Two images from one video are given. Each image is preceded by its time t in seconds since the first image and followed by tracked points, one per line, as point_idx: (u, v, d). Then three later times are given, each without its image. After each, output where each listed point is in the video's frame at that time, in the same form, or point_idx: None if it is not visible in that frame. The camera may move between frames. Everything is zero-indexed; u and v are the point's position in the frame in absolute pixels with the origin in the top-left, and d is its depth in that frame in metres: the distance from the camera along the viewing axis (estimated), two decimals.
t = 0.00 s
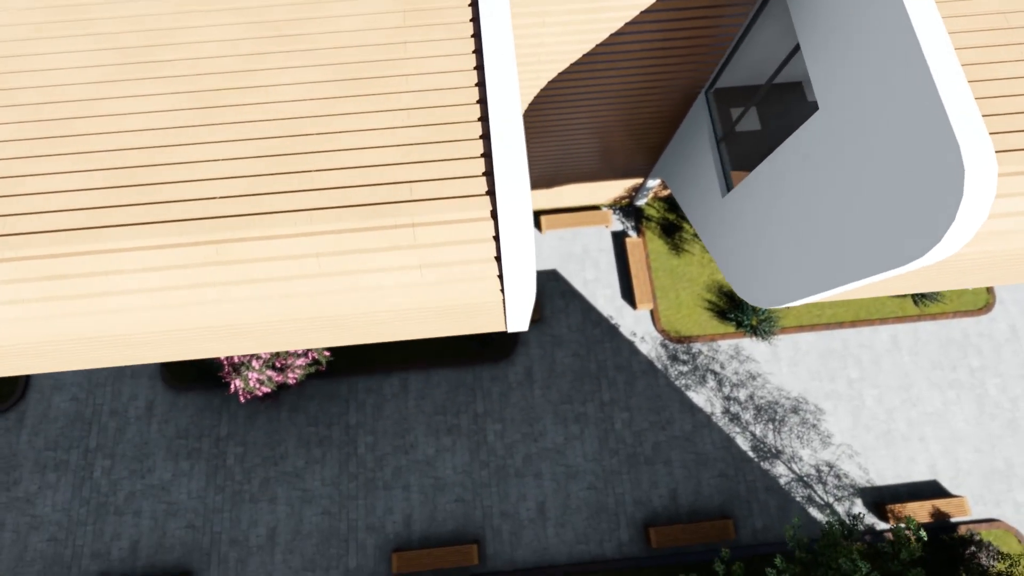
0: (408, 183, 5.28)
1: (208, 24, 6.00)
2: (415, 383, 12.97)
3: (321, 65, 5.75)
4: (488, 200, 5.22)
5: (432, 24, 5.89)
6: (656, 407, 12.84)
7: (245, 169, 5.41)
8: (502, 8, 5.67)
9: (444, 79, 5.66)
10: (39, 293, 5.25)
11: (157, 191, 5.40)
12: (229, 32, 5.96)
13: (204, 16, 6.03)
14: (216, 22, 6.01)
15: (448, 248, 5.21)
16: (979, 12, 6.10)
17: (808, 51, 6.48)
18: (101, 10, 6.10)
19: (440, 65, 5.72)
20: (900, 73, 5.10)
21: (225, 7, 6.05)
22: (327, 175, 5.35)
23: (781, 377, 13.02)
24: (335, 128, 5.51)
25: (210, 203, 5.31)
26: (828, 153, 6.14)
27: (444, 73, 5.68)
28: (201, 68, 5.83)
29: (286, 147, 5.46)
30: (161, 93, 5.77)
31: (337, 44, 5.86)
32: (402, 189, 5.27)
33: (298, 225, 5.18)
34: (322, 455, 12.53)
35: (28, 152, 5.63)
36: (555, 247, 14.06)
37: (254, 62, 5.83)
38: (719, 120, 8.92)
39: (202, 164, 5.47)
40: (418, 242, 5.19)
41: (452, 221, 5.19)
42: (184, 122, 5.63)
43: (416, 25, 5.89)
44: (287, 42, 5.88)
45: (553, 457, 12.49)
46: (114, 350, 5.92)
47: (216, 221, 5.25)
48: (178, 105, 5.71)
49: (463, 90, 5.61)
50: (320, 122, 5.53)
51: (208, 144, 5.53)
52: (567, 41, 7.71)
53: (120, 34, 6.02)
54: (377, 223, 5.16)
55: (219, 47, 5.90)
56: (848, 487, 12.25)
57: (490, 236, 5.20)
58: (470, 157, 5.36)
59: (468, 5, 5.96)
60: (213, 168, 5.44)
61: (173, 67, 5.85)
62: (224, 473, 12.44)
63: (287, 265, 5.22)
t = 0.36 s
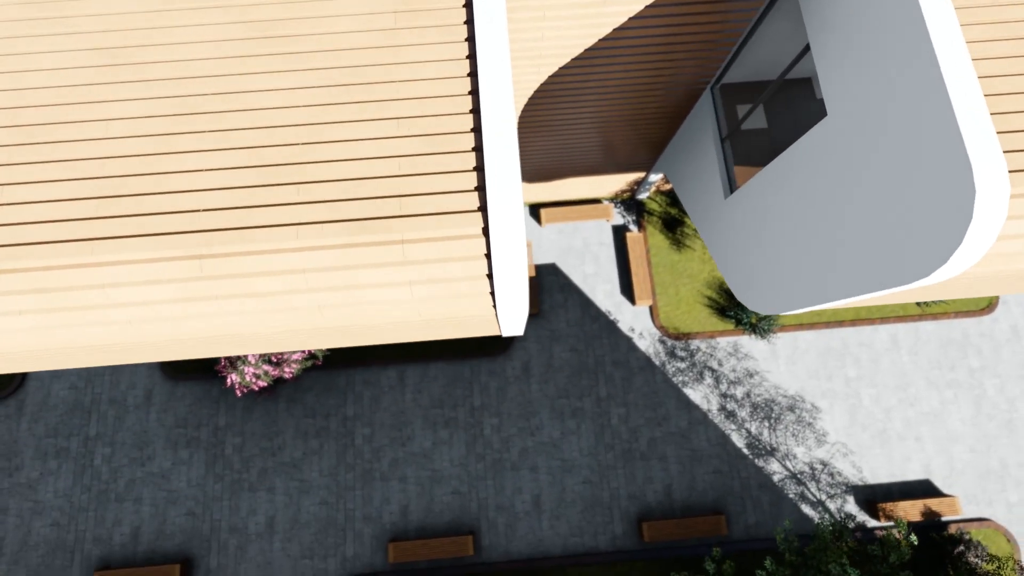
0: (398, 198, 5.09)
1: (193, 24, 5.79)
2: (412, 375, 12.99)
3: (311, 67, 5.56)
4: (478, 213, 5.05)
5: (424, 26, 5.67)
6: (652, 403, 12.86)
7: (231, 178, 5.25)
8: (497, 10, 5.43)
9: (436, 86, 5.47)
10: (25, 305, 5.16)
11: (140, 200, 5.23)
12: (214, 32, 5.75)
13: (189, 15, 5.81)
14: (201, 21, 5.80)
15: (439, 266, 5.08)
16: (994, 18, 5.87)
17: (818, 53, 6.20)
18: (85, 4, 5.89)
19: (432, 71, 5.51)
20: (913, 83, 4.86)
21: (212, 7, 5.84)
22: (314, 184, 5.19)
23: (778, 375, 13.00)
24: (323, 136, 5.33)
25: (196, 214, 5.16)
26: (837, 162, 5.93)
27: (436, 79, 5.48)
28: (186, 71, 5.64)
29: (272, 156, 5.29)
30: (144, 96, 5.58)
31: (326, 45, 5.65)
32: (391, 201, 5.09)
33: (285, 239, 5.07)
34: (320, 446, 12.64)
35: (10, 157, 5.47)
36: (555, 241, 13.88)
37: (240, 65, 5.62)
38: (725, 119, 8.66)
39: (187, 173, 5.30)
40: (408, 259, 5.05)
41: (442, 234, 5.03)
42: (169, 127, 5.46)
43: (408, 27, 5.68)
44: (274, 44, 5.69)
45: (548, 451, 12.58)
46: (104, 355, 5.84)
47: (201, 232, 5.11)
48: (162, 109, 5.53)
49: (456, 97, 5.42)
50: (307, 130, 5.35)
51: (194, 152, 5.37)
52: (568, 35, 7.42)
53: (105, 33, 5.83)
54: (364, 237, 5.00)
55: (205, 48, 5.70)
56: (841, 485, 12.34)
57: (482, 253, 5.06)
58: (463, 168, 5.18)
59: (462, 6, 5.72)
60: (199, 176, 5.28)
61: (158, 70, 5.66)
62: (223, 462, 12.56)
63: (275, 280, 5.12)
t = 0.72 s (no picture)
0: (384, 214, 4.67)
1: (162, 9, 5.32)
2: (409, 371, 13.02)
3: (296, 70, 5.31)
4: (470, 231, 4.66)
5: (414, 18, 5.24)
6: (649, 402, 12.87)
7: (199, 181, 4.83)
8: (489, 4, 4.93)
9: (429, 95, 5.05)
10: None
11: (102, 202, 4.85)
12: (185, 19, 5.30)
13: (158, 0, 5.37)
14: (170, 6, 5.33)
15: (427, 286, 4.64)
16: (1011, 27, 5.63)
17: (826, 61, 5.97)
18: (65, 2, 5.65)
19: (420, 64, 5.07)
20: (923, 101, 4.69)
21: None
22: (292, 194, 4.77)
23: (775, 376, 12.98)
24: (302, 143, 4.89)
25: (160, 219, 4.74)
26: (839, 176, 5.77)
27: (424, 73, 5.05)
28: (153, 60, 5.20)
29: (245, 159, 4.87)
30: (107, 87, 5.14)
31: (305, 46, 5.25)
32: (373, 211, 4.69)
33: (259, 251, 4.64)
34: (317, 441, 12.71)
35: None
36: (554, 238, 13.74)
37: (212, 56, 5.18)
38: (729, 120, 8.40)
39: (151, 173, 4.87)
40: (396, 279, 4.64)
41: (429, 247, 4.61)
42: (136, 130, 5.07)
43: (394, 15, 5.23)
44: (248, 32, 5.23)
45: (544, 448, 12.65)
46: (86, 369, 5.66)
47: (167, 240, 4.71)
48: (126, 103, 5.09)
49: (447, 99, 5.01)
50: (286, 135, 4.95)
51: (157, 148, 4.93)
52: (569, 34, 7.15)
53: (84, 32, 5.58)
54: (344, 251, 4.57)
55: (174, 35, 5.25)
56: (835, 485, 12.42)
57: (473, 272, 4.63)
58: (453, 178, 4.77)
59: None
60: (163, 178, 4.84)
61: (123, 59, 5.22)
62: (221, 455, 12.67)
63: (249, 300, 4.67)
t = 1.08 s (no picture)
0: (370, 231, 4.33)
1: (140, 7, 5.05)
2: (406, 370, 13.04)
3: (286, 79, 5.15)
4: (460, 253, 4.28)
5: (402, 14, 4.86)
6: (646, 404, 12.88)
7: (175, 193, 4.56)
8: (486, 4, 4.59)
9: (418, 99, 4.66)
10: None
11: (74, 216, 4.62)
12: (162, 15, 4.99)
13: None
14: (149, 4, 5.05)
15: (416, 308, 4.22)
16: None
17: (833, 72, 5.77)
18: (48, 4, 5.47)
19: (409, 67, 4.72)
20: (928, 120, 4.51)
21: None
22: (269, 210, 4.42)
23: (773, 379, 12.97)
24: (282, 153, 4.59)
25: (133, 233, 4.50)
26: (838, 192, 5.61)
27: (414, 74, 4.69)
28: (129, 61, 4.93)
29: (222, 170, 4.56)
30: (80, 91, 4.88)
31: (285, 47, 4.91)
32: (356, 228, 4.33)
33: (233, 271, 4.30)
34: (315, 438, 12.77)
35: None
36: (553, 237, 13.64)
37: (189, 57, 4.88)
38: (732, 126, 8.28)
39: (126, 186, 4.64)
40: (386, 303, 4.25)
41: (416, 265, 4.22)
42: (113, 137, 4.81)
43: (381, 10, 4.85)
44: (229, 31, 4.94)
45: (540, 448, 12.70)
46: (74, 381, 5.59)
47: (140, 257, 4.45)
48: (99, 109, 4.83)
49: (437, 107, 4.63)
50: (266, 145, 4.64)
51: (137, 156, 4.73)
52: (569, 38, 6.91)
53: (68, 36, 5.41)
54: (323, 272, 4.19)
55: (151, 34, 4.97)
56: (828, 488, 12.48)
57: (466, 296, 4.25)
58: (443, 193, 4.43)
59: None
60: (140, 190, 4.61)
61: (98, 61, 4.96)
62: (219, 451, 12.74)
63: (226, 323, 4.40)
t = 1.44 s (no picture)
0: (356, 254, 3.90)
1: None
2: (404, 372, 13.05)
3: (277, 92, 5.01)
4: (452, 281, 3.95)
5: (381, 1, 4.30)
6: (643, 409, 12.89)
7: (123, 203, 3.98)
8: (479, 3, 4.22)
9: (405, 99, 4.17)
10: None
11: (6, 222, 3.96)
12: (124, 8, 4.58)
13: None
14: None
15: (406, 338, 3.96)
16: None
17: (837, 90, 5.66)
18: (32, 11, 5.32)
19: (393, 64, 4.23)
20: (932, 148, 4.43)
21: None
22: (239, 227, 3.95)
23: (770, 385, 12.96)
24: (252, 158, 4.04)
25: (70, 250, 3.91)
26: (839, 214, 5.53)
27: (399, 73, 4.23)
28: (57, 45, 4.23)
29: (181, 178, 4.01)
30: (1, 79, 4.19)
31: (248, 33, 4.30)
32: (336, 253, 3.91)
33: (197, 298, 3.84)
34: (312, 440, 12.80)
35: None
36: (552, 240, 13.56)
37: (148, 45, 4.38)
38: (734, 135, 8.14)
39: (57, 194, 4.00)
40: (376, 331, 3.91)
41: (405, 288, 3.88)
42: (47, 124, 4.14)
43: None
44: (182, 12, 4.27)
45: (537, 452, 12.73)
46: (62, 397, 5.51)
47: (77, 279, 3.87)
48: (23, 100, 4.15)
49: (427, 113, 4.19)
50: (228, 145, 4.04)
51: (66, 155, 4.05)
52: (568, 46, 6.75)
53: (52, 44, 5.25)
54: (304, 297, 3.80)
55: (85, 17, 4.26)
56: (824, 494, 12.51)
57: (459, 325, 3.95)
58: (433, 211, 4.02)
59: None
60: (74, 199, 3.98)
61: (23, 45, 4.25)
62: (217, 452, 12.78)
63: (197, 351, 3.92)
